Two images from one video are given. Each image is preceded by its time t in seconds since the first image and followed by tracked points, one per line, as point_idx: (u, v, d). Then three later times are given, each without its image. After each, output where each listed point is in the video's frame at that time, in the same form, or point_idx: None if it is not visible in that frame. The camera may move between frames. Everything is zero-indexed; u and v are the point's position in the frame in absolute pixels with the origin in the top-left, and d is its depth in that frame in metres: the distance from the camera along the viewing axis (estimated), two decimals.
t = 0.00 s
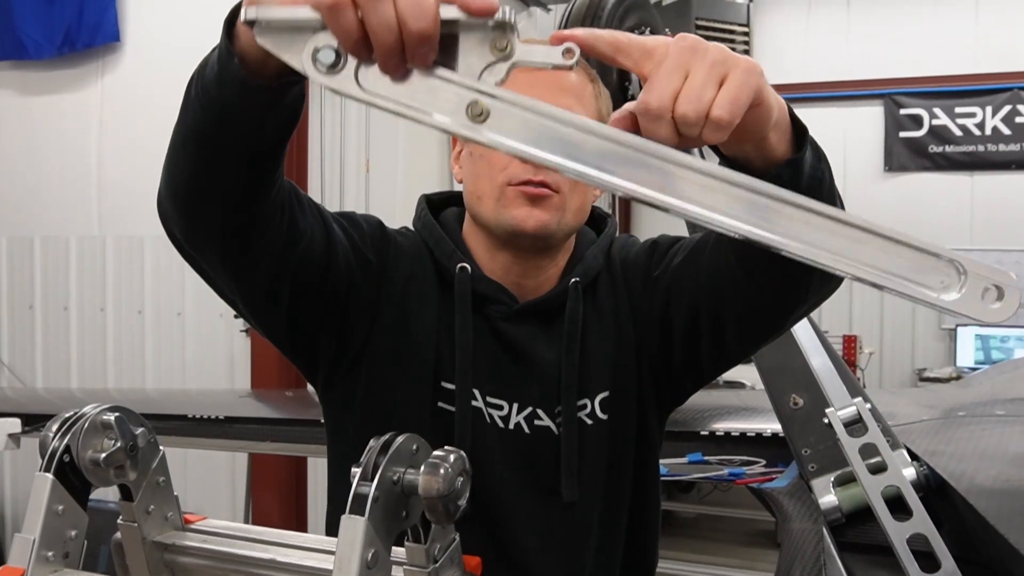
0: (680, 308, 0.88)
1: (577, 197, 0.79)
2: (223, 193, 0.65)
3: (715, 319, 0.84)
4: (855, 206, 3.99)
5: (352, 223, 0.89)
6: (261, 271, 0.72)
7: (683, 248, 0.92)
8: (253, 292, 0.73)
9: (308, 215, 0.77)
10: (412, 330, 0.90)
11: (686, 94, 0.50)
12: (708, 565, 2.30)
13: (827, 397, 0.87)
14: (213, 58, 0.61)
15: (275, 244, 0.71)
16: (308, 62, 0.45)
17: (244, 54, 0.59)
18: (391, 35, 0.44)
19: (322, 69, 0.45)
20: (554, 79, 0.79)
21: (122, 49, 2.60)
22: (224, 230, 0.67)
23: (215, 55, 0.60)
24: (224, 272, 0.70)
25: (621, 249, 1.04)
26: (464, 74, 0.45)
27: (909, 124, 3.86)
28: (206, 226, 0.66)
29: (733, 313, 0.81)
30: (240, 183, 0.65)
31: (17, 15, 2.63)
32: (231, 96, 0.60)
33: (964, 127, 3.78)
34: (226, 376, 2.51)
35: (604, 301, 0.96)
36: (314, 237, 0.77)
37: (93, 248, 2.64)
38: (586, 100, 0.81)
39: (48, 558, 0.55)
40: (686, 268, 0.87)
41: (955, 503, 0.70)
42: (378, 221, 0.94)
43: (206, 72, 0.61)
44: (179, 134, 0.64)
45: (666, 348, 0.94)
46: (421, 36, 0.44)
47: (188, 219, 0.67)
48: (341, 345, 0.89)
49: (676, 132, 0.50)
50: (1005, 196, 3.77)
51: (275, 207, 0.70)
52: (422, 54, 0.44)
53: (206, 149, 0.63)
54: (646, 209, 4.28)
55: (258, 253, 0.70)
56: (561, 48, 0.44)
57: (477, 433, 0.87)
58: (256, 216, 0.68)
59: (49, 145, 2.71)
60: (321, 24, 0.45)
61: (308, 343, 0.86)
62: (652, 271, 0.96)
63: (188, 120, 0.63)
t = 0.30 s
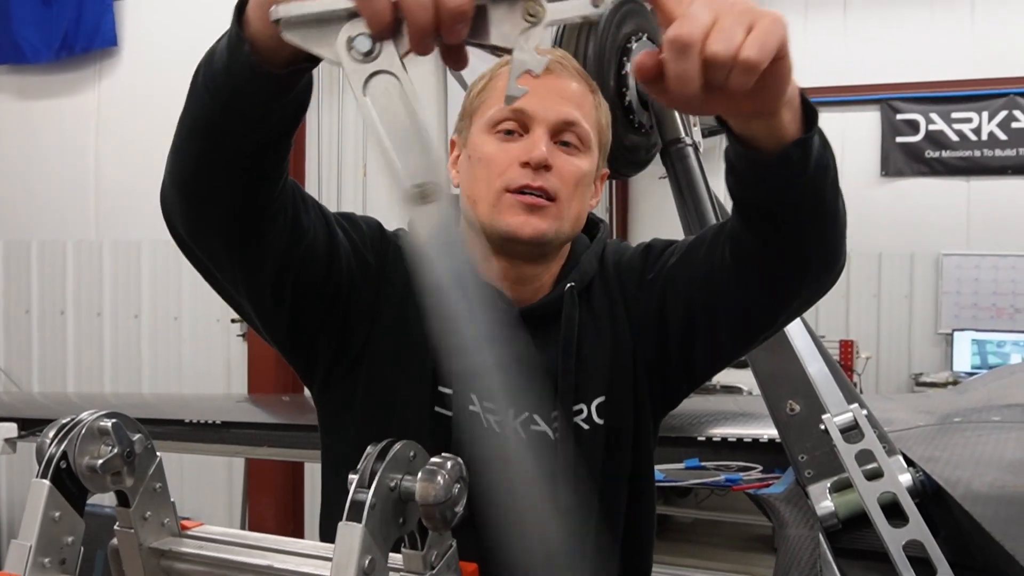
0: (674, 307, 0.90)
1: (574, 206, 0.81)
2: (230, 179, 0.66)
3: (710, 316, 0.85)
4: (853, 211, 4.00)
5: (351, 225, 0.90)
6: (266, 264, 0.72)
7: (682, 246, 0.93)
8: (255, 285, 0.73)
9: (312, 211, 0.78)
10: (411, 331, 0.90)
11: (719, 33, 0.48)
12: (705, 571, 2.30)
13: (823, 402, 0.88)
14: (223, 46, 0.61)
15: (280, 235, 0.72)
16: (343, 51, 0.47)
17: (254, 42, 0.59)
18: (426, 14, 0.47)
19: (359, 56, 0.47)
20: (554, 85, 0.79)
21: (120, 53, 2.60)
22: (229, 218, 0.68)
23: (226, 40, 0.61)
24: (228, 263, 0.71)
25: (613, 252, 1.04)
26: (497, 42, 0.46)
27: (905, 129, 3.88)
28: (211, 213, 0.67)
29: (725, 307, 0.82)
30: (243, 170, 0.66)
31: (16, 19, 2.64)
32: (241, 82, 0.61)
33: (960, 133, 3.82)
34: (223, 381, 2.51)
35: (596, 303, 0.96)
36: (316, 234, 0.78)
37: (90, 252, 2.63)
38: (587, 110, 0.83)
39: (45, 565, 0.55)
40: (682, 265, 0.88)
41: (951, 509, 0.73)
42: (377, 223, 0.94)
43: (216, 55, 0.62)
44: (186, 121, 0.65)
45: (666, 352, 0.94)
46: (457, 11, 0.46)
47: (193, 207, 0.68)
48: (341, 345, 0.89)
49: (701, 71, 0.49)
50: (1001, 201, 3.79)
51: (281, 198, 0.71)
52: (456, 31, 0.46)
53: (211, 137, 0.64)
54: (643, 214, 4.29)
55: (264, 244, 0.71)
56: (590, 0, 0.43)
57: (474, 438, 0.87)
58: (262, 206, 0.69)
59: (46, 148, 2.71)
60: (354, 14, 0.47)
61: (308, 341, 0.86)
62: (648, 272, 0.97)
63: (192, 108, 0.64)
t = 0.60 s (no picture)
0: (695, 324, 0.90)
1: (573, 218, 0.81)
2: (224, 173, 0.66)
3: (737, 330, 0.85)
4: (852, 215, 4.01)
5: (349, 228, 0.89)
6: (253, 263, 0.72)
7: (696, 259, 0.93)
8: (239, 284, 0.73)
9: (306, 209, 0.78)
10: (411, 337, 0.90)
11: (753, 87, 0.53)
12: None
13: (822, 409, 0.88)
14: (218, 42, 0.61)
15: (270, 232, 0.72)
16: (314, 49, 0.47)
17: (249, 34, 0.59)
18: (400, 27, 0.47)
19: (328, 56, 0.47)
20: (554, 100, 0.79)
21: (119, 59, 2.61)
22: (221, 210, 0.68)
23: (220, 37, 0.61)
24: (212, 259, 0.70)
25: (617, 260, 1.03)
26: (469, 70, 0.47)
27: (903, 134, 3.88)
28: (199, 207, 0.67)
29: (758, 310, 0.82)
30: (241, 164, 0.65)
31: (14, 25, 2.64)
32: (237, 78, 0.61)
33: (958, 137, 3.81)
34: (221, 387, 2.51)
35: (601, 313, 0.96)
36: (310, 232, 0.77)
37: (89, 258, 2.63)
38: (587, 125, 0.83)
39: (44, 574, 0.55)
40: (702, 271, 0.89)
41: (950, 514, 0.76)
42: (376, 227, 0.93)
43: (212, 53, 0.62)
44: (178, 115, 0.65)
45: (677, 360, 0.95)
46: (430, 32, 0.47)
47: (185, 202, 0.67)
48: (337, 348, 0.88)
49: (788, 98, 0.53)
50: (998, 206, 3.80)
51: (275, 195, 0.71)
52: (425, 50, 0.47)
53: (206, 130, 0.63)
54: (641, 219, 4.29)
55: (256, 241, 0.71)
56: (567, 44, 0.44)
57: (474, 446, 0.87)
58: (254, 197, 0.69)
59: (46, 154, 2.72)
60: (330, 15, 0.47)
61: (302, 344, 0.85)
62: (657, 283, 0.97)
63: (186, 98, 0.64)
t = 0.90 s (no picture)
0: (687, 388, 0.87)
1: (573, 225, 0.81)
2: (211, 173, 0.67)
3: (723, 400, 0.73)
4: (853, 220, 4.01)
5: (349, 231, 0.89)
6: (244, 264, 0.72)
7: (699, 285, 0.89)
8: (236, 287, 0.73)
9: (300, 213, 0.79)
10: (410, 341, 0.90)
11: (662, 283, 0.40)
12: None
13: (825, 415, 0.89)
14: (203, 48, 0.62)
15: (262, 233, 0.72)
16: (297, 65, 0.47)
17: (230, 39, 0.60)
18: (373, 34, 0.47)
19: (312, 70, 0.47)
20: (556, 108, 0.79)
21: (120, 65, 2.62)
22: (207, 207, 0.69)
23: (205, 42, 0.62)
24: (205, 258, 0.71)
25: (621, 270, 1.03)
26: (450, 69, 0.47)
27: (904, 138, 3.89)
28: (188, 206, 0.69)
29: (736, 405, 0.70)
30: (225, 164, 0.67)
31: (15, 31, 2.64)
32: (220, 82, 0.62)
33: (958, 142, 3.82)
34: (222, 392, 2.51)
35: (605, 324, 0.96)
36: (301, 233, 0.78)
37: (90, 263, 2.63)
38: (589, 132, 0.83)
39: None
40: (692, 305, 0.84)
41: (949, 517, 0.77)
42: (375, 233, 0.93)
43: (197, 58, 0.63)
44: (169, 118, 0.66)
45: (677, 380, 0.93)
46: (402, 37, 0.47)
47: (174, 199, 0.68)
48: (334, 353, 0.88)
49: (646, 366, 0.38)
50: (999, 210, 3.81)
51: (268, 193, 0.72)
52: (400, 57, 0.48)
53: (192, 132, 0.65)
54: (642, 224, 4.30)
55: (242, 240, 0.71)
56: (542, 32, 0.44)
57: (474, 451, 0.87)
58: (239, 197, 0.70)
59: (47, 160, 2.72)
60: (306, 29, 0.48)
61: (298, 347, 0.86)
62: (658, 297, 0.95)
63: (174, 101, 0.65)
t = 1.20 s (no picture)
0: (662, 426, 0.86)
1: (578, 225, 0.81)
2: (227, 176, 0.68)
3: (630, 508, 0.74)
4: (855, 222, 4.01)
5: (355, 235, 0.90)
6: (253, 265, 0.75)
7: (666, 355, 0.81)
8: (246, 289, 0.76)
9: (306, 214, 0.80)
10: (413, 341, 0.91)
11: (507, 487, 0.47)
12: None
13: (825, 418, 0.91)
14: (230, 51, 0.63)
15: (270, 236, 0.75)
16: (329, 75, 0.46)
17: (259, 46, 0.60)
18: (408, 51, 0.46)
19: (343, 82, 0.46)
20: (562, 107, 0.79)
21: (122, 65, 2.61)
22: (220, 209, 0.70)
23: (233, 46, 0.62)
24: (217, 262, 0.73)
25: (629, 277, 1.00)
26: (480, 87, 0.46)
27: (905, 140, 3.89)
28: (203, 209, 0.69)
29: (571, 550, 0.71)
30: (240, 169, 0.67)
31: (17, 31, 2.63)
32: (243, 88, 0.62)
33: (959, 144, 3.82)
34: (223, 392, 2.51)
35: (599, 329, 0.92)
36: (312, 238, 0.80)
37: (91, 262, 2.64)
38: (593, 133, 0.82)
39: None
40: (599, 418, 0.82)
41: (950, 520, 0.77)
42: (381, 233, 0.94)
43: (223, 62, 0.64)
44: (188, 119, 0.66)
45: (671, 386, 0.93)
46: (437, 55, 0.46)
47: (186, 201, 0.69)
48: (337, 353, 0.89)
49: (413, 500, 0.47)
50: (1000, 212, 3.80)
51: (278, 198, 0.74)
52: (435, 73, 0.47)
53: (211, 137, 0.65)
54: (642, 225, 4.30)
55: (255, 241, 0.74)
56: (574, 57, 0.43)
57: (473, 449, 0.88)
58: (253, 201, 0.71)
59: (48, 160, 2.73)
60: (341, 40, 0.46)
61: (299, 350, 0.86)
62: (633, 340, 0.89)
63: (197, 104, 0.65)
